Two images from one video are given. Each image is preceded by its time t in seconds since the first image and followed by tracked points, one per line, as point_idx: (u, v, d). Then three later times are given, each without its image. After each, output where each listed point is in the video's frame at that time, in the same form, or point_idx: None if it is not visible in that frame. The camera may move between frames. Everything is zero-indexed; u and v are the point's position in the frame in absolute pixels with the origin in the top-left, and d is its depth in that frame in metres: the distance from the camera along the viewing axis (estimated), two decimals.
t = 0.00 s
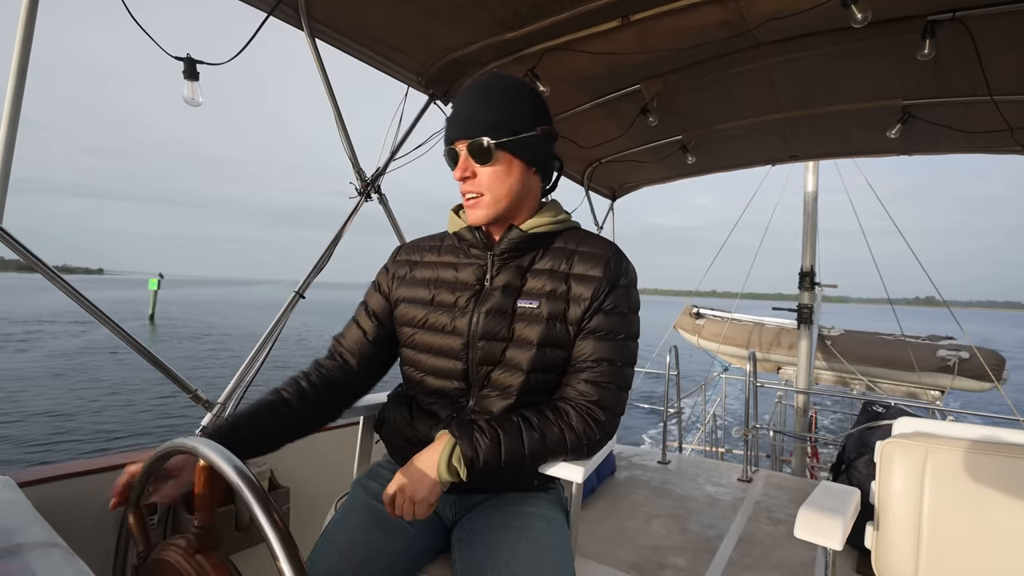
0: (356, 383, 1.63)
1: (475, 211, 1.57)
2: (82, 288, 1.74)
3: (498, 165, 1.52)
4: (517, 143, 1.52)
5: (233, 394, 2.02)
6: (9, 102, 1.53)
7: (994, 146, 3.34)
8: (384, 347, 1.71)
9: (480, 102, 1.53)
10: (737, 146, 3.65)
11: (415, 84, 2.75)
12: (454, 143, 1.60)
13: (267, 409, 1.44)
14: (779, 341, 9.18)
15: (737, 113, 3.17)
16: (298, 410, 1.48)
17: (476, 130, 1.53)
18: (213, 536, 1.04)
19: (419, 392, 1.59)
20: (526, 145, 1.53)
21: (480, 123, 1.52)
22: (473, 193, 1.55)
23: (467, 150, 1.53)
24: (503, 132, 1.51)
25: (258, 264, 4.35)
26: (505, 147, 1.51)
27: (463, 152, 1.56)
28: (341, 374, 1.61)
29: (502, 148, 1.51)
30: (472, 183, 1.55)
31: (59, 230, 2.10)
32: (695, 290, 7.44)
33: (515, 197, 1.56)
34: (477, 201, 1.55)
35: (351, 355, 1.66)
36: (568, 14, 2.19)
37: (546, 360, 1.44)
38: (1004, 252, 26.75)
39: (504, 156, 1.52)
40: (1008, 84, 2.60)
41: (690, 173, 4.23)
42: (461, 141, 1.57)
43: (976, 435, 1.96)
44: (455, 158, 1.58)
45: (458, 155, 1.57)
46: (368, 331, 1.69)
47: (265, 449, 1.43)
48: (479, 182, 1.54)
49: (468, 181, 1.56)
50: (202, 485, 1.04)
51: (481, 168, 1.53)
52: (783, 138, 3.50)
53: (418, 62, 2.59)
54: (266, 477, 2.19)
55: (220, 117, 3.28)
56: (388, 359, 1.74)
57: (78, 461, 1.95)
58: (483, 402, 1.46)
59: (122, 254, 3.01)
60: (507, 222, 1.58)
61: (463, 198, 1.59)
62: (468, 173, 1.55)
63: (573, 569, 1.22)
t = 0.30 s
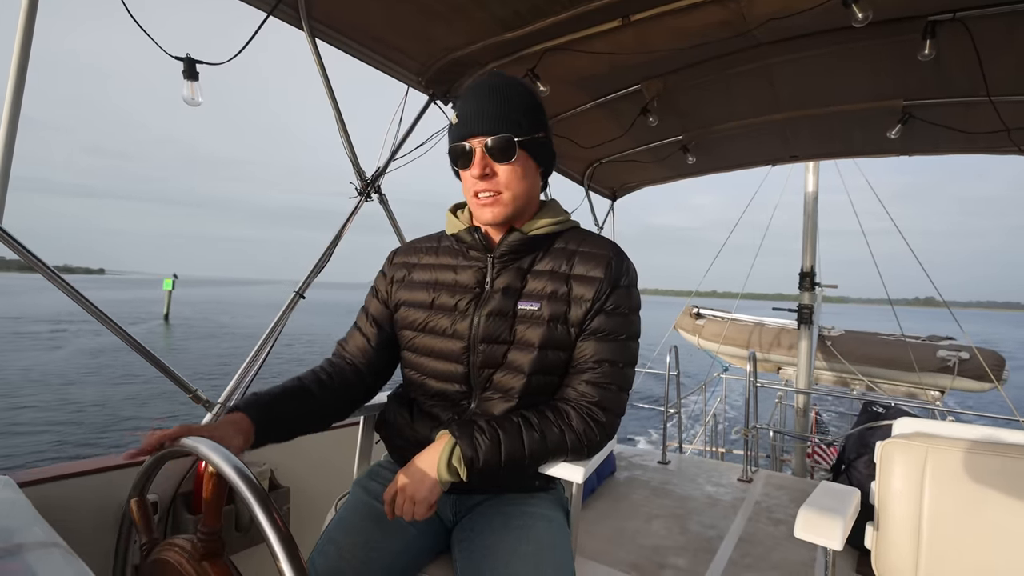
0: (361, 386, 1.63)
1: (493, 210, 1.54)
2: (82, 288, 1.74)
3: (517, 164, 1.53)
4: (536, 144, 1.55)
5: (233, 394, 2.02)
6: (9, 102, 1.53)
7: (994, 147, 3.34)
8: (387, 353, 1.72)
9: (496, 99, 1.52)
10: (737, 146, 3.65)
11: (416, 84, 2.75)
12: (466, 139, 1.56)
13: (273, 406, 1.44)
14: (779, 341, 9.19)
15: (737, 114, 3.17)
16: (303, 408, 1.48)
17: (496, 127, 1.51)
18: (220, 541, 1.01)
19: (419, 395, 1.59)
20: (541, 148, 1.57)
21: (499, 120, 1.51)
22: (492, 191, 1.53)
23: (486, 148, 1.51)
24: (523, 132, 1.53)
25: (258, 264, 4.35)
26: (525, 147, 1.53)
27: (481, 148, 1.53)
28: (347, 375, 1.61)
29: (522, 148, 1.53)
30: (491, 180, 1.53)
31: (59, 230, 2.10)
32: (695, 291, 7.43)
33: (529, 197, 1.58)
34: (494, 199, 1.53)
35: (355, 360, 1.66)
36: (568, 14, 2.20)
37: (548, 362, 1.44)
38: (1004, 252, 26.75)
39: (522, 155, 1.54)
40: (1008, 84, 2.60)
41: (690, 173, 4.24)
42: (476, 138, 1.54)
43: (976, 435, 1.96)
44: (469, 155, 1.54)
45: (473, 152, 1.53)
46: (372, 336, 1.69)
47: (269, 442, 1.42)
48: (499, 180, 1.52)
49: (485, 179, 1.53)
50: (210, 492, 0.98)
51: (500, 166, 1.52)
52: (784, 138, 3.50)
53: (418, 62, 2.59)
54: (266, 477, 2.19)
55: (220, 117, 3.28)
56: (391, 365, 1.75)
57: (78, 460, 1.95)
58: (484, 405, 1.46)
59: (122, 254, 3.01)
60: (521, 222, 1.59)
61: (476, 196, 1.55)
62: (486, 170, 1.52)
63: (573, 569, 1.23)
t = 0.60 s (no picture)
0: (361, 390, 1.64)
1: (488, 209, 1.54)
2: (83, 288, 1.73)
3: (511, 163, 1.52)
4: (531, 143, 1.56)
5: (233, 394, 2.02)
6: (9, 102, 1.53)
7: (994, 147, 3.34)
8: (385, 355, 1.72)
9: (491, 99, 1.52)
10: (737, 146, 3.65)
11: (416, 84, 2.76)
12: (461, 137, 1.56)
13: (273, 414, 1.44)
14: (779, 341, 9.19)
15: (737, 114, 3.17)
16: (304, 415, 1.49)
17: (490, 126, 1.51)
18: (218, 538, 1.01)
19: (418, 396, 1.59)
20: (536, 147, 1.58)
21: (494, 119, 1.51)
22: (486, 190, 1.53)
23: (480, 146, 1.51)
24: (518, 131, 1.53)
25: (258, 264, 4.35)
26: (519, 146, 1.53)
27: (475, 147, 1.52)
28: (346, 378, 1.61)
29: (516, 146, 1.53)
30: (485, 179, 1.53)
31: (59, 230, 2.09)
32: (696, 291, 7.43)
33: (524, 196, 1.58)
34: (487, 198, 1.53)
35: (354, 362, 1.66)
36: (568, 14, 2.20)
37: (546, 363, 1.44)
38: (1003, 252, 26.77)
39: (516, 154, 1.53)
40: (1008, 84, 2.60)
41: (690, 174, 4.24)
42: (470, 137, 1.54)
43: (976, 435, 1.96)
44: (464, 153, 1.54)
45: (467, 151, 1.53)
46: (370, 339, 1.69)
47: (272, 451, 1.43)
48: (494, 179, 1.52)
49: (479, 178, 1.53)
50: (208, 490, 0.98)
51: (494, 164, 1.51)
52: (784, 139, 3.50)
53: (418, 62, 2.59)
54: (265, 477, 2.19)
55: (220, 117, 3.28)
56: (390, 365, 1.75)
57: (78, 460, 1.95)
58: (482, 406, 1.46)
59: (122, 253, 3.01)
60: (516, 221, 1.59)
61: (469, 194, 1.55)
62: (480, 169, 1.52)
63: (573, 569, 1.22)
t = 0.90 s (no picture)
0: (359, 391, 1.64)
1: (470, 202, 1.54)
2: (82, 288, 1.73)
3: (496, 156, 1.51)
4: (529, 144, 1.57)
5: (233, 395, 2.01)
6: (9, 102, 1.53)
7: (994, 148, 3.34)
8: (382, 356, 1.72)
9: (484, 97, 1.53)
10: (737, 147, 3.65)
11: (415, 85, 2.76)
12: (450, 130, 1.56)
13: (270, 418, 1.44)
14: (779, 342, 9.20)
15: (737, 114, 3.17)
16: (302, 417, 1.49)
17: (486, 125, 1.50)
18: (216, 536, 1.01)
19: (415, 398, 1.59)
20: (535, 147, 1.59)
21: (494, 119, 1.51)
22: (468, 182, 1.53)
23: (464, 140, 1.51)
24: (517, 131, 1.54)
25: (258, 264, 4.35)
26: (508, 144, 1.52)
27: (460, 140, 1.53)
28: (343, 380, 1.61)
29: (501, 141, 1.51)
30: (469, 172, 1.53)
31: (59, 230, 2.09)
32: (696, 291, 7.43)
33: (511, 191, 1.56)
34: (469, 193, 1.53)
35: (351, 363, 1.67)
36: (568, 15, 2.20)
37: (542, 364, 1.44)
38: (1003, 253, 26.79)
39: (501, 149, 1.51)
40: (1007, 85, 2.60)
41: (689, 174, 4.24)
42: (458, 130, 1.54)
43: (976, 436, 1.96)
44: (450, 145, 1.54)
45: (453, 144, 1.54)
46: (366, 339, 1.69)
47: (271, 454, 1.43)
48: (477, 172, 1.52)
49: (462, 171, 1.53)
50: (205, 488, 0.99)
51: (477, 158, 1.51)
52: (783, 139, 3.50)
53: (418, 62, 2.59)
54: (265, 477, 2.19)
55: (220, 117, 3.28)
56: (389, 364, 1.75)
57: (78, 461, 1.95)
58: (479, 407, 1.46)
59: (122, 253, 3.00)
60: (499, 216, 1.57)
61: (454, 187, 1.56)
62: (463, 162, 1.52)
63: (572, 569, 1.22)
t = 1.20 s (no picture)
0: (356, 392, 1.64)
1: (452, 213, 1.56)
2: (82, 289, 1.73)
3: (474, 165, 1.51)
4: (525, 139, 1.56)
5: (233, 396, 2.01)
6: (9, 103, 1.53)
7: (994, 148, 3.34)
8: (380, 357, 1.72)
9: (457, 104, 1.52)
10: (737, 147, 3.65)
11: (415, 85, 2.77)
12: (429, 145, 1.58)
13: (265, 420, 1.44)
14: (778, 342, 9.21)
15: (737, 115, 3.18)
16: (298, 420, 1.50)
17: (461, 134, 1.50)
18: (208, 530, 1.01)
19: (414, 399, 1.60)
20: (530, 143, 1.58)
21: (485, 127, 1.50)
22: (449, 194, 1.55)
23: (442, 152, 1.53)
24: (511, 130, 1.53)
25: (258, 264, 4.35)
26: (490, 151, 1.51)
27: (438, 153, 1.55)
28: (340, 381, 1.62)
29: (479, 149, 1.50)
30: (448, 184, 1.55)
31: (59, 230, 2.10)
32: (696, 292, 7.44)
33: (493, 199, 1.55)
34: (453, 202, 1.55)
35: (348, 364, 1.67)
36: (568, 16, 2.20)
37: (540, 365, 1.44)
38: (1003, 254, 26.82)
39: (480, 156, 1.51)
40: (1007, 85, 2.60)
41: (689, 175, 4.24)
42: (436, 142, 1.55)
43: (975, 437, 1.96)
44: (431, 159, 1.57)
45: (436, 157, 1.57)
46: (364, 340, 1.69)
47: (267, 456, 1.44)
48: (456, 183, 1.53)
49: (444, 183, 1.55)
50: (195, 484, 0.99)
51: (457, 169, 1.52)
52: (784, 140, 3.50)
53: (418, 63, 2.59)
54: (265, 478, 2.19)
55: (219, 118, 3.29)
56: (388, 365, 1.76)
57: (77, 462, 1.95)
58: (478, 408, 1.46)
59: (122, 254, 3.01)
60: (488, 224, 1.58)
61: (440, 199, 1.58)
62: (444, 174, 1.54)
63: (572, 570, 1.22)
